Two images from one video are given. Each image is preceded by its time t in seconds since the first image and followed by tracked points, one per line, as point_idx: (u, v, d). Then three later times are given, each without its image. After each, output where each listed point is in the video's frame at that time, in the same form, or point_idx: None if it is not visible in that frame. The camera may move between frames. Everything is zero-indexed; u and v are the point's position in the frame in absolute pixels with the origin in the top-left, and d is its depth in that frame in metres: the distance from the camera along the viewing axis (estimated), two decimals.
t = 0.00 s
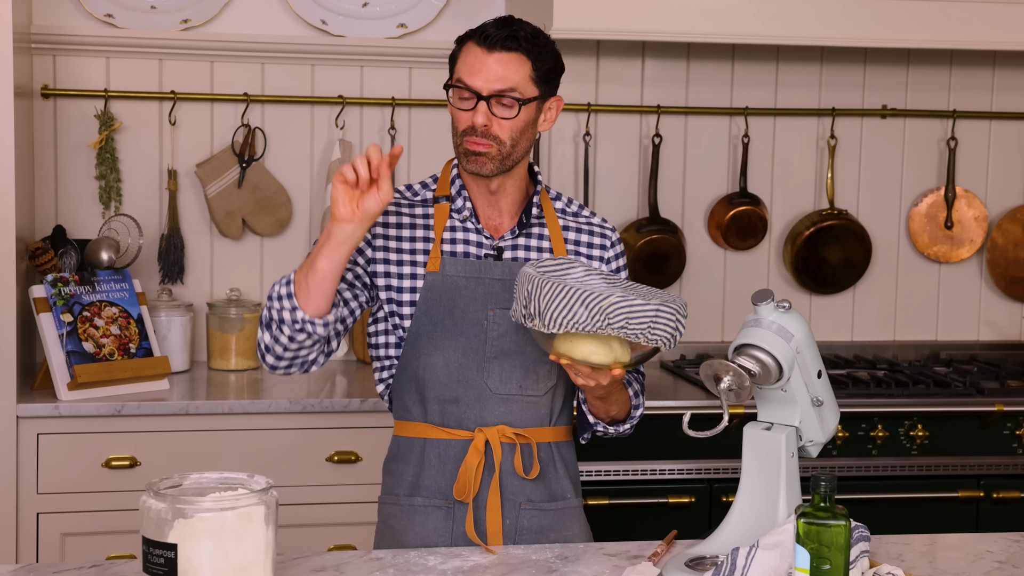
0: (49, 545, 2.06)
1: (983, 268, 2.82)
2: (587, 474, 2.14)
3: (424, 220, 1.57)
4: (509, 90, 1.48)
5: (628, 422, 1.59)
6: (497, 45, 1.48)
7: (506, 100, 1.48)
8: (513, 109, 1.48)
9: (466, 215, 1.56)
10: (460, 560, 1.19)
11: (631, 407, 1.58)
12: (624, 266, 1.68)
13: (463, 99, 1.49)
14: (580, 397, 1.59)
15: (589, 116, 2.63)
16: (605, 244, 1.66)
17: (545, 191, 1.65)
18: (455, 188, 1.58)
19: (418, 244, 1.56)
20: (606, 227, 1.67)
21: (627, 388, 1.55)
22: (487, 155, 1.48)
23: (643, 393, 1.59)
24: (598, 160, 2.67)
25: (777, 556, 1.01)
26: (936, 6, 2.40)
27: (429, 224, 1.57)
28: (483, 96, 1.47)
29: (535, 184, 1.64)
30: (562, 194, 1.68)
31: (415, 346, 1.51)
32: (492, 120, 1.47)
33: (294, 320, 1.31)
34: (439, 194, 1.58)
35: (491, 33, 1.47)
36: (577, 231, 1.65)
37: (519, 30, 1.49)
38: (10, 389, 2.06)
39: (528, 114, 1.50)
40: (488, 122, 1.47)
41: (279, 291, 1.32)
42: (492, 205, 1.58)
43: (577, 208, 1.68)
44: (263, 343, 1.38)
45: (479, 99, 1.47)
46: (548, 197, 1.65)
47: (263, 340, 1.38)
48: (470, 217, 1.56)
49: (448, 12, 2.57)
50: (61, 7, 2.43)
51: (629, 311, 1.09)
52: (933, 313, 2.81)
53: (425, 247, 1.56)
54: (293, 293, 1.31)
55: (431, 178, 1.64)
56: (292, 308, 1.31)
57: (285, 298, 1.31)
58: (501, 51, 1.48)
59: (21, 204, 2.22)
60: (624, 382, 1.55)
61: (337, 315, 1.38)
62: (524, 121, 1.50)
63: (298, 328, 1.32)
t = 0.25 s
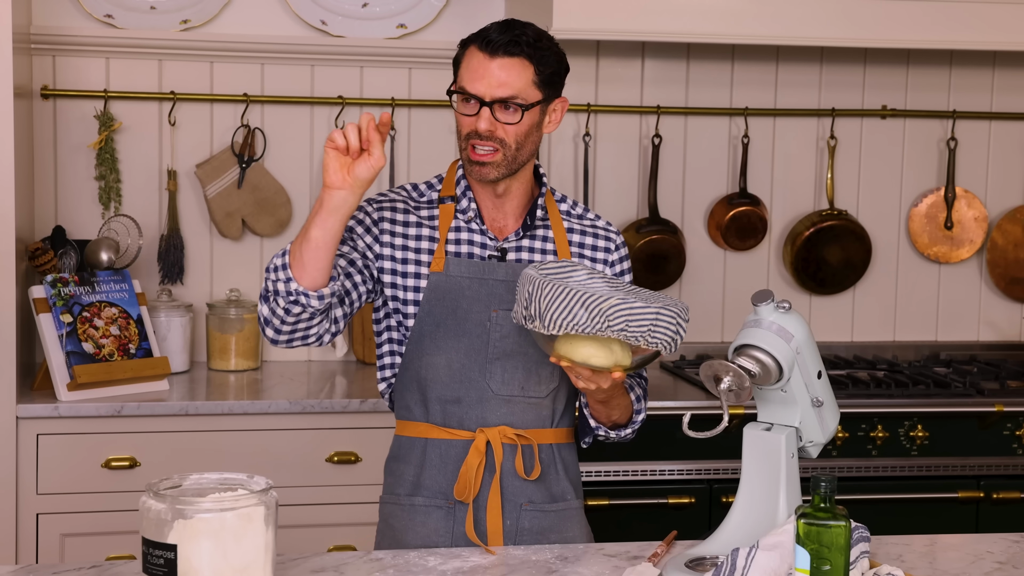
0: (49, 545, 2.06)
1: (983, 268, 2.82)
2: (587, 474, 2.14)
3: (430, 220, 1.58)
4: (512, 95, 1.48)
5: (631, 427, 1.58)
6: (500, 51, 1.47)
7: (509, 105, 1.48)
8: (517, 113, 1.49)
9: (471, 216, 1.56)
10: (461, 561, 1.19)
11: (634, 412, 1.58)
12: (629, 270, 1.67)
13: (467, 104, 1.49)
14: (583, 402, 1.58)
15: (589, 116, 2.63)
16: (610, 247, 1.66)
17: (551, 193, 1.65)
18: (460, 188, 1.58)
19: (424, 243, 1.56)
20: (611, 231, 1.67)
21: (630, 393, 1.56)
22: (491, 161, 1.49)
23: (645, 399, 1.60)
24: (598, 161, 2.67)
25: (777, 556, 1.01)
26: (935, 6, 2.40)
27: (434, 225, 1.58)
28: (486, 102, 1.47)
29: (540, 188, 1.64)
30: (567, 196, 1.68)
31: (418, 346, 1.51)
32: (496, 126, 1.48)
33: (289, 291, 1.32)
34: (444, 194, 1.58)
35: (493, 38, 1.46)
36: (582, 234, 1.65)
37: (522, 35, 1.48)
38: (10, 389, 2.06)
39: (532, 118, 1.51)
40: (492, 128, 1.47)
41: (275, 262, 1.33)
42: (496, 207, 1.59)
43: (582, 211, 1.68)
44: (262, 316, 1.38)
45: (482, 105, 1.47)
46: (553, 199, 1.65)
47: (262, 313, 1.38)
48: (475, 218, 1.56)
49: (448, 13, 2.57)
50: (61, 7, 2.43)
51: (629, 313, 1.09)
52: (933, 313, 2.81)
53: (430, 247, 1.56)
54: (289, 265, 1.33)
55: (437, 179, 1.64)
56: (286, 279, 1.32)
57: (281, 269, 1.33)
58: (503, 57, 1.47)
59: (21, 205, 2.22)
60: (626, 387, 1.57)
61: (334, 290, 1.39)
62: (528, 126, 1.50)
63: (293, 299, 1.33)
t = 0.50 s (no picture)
0: (48, 546, 2.06)
1: (982, 268, 2.82)
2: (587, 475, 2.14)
3: (432, 220, 1.57)
4: (524, 88, 1.48)
5: (632, 428, 1.58)
6: (510, 45, 1.47)
7: (522, 98, 1.48)
8: (528, 106, 1.49)
9: (474, 216, 1.56)
10: (460, 561, 1.19)
11: (635, 413, 1.57)
12: (632, 269, 1.67)
13: (477, 100, 1.49)
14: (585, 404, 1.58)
15: (588, 116, 2.63)
16: (612, 247, 1.66)
17: (553, 193, 1.65)
18: (463, 188, 1.58)
19: (427, 242, 1.56)
20: (613, 230, 1.67)
21: (631, 394, 1.56)
22: (504, 156, 1.49)
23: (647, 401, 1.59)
24: (597, 161, 2.67)
25: (778, 556, 1.01)
26: (934, 6, 2.40)
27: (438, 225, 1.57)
28: (498, 96, 1.47)
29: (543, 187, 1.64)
30: (570, 196, 1.67)
31: (422, 346, 1.51)
32: (509, 120, 1.48)
33: (301, 296, 1.30)
34: (447, 194, 1.58)
35: (502, 33, 1.47)
36: (585, 233, 1.65)
37: (531, 29, 1.48)
38: (9, 390, 2.06)
39: (544, 112, 1.51)
40: (505, 122, 1.48)
41: (285, 266, 1.30)
42: (500, 205, 1.58)
43: (584, 210, 1.68)
44: (269, 321, 1.37)
45: (494, 99, 1.47)
46: (556, 199, 1.65)
47: (270, 317, 1.37)
48: (479, 217, 1.56)
49: (448, 13, 2.57)
50: (60, 7, 2.43)
51: (626, 318, 1.09)
52: (933, 313, 2.81)
53: (434, 247, 1.56)
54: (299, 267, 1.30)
55: (439, 178, 1.64)
56: (297, 283, 1.30)
57: (291, 272, 1.30)
58: (513, 50, 1.47)
59: (20, 205, 2.23)
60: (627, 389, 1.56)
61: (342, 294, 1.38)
62: (540, 119, 1.50)
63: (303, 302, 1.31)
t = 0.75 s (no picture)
0: (47, 546, 2.06)
1: (982, 268, 2.82)
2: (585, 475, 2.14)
3: (431, 220, 1.58)
4: (527, 80, 1.48)
5: (633, 428, 1.58)
6: (510, 39, 1.47)
7: (526, 89, 1.48)
8: (532, 98, 1.49)
9: (472, 216, 1.56)
10: (459, 561, 1.18)
11: (637, 413, 1.58)
12: (631, 267, 1.67)
13: (480, 94, 1.49)
14: (585, 404, 1.58)
15: (587, 116, 2.63)
16: (612, 245, 1.66)
17: (552, 191, 1.65)
18: (461, 188, 1.58)
19: (426, 244, 1.57)
20: (613, 227, 1.67)
21: (633, 394, 1.56)
22: (512, 148, 1.49)
23: (650, 397, 1.60)
24: (596, 161, 2.67)
25: (776, 556, 1.01)
26: (933, 7, 2.40)
27: (436, 225, 1.58)
28: (503, 88, 1.47)
29: (541, 185, 1.64)
30: (568, 194, 1.68)
31: (421, 347, 1.51)
32: (515, 112, 1.47)
33: (315, 328, 1.34)
34: (445, 194, 1.58)
35: (501, 28, 1.47)
36: (584, 231, 1.65)
37: (529, 22, 1.49)
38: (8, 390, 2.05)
39: (546, 104, 1.51)
40: (512, 114, 1.47)
41: (298, 300, 1.35)
42: (501, 204, 1.58)
43: (583, 208, 1.68)
44: (279, 353, 1.41)
45: (499, 92, 1.47)
46: (554, 197, 1.65)
47: (280, 350, 1.40)
48: (477, 217, 1.57)
49: (447, 13, 2.57)
50: (58, 7, 2.42)
51: (624, 321, 1.08)
52: (932, 313, 2.81)
53: (432, 248, 1.57)
54: (313, 301, 1.34)
55: (438, 178, 1.64)
56: (311, 316, 1.34)
57: (304, 306, 1.34)
58: (513, 44, 1.48)
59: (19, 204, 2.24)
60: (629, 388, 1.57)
61: (354, 323, 1.42)
62: (544, 111, 1.51)
63: (317, 336, 1.35)
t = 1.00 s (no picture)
0: (47, 546, 2.06)
1: (983, 268, 2.82)
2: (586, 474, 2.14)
3: (429, 221, 1.59)
4: (525, 81, 1.48)
5: (632, 428, 1.59)
6: (508, 39, 1.47)
7: (522, 90, 1.48)
8: (529, 98, 1.49)
9: (470, 216, 1.56)
10: (460, 561, 1.19)
11: (635, 413, 1.58)
12: (630, 266, 1.67)
13: (477, 94, 1.48)
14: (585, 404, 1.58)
15: (588, 116, 2.63)
16: (610, 244, 1.66)
17: (550, 190, 1.65)
18: (458, 188, 1.58)
19: (423, 245, 1.57)
20: (611, 226, 1.67)
21: (630, 395, 1.56)
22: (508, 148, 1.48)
23: (648, 396, 1.60)
24: (597, 160, 2.67)
25: (777, 556, 1.01)
26: (934, 6, 2.40)
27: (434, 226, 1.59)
28: (500, 88, 1.47)
29: (539, 185, 1.64)
30: (566, 193, 1.68)
31: (420, 347, 1.51)
32: (512, 112, 1.47)
33: (315, 346, 1.35)
34: (443, 195, 1.59)
35: (499, 28, 1.47)
36: (582, 230, 1.65)
37: (527, 23, 1.49)
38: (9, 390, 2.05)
39: (543, 105, 1.51)
40: (509, 114, 1.47)
41: (297, 318, 1.35)
42: (498, 204, 1.58)
43: (582, 207, 1.68)
44: (279, 369, 1.41)
45: (496, 92, 1.47)
46: (552, 196, 1.65)
47: (281, 366, 1.41)
48: (475, 217, 1.57)
49: (447, 12, 2.57)
50: (58, 7, 2.42)
51: (618, 322, 1.08)
52: (933, 312, 2.81)
53: (429, 249, 1.57)
54: (311, 320, 1.35)
55: (436, 178, 1.64)
56: (311, 335, 1.35)
57: (303, 325, 1.35)
58: (511, 45, 1.47)
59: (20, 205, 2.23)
60: (627, 388, 1.57)
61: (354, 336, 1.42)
62: (541, 112, 1.51)
63: (318, 355, 1.36)
